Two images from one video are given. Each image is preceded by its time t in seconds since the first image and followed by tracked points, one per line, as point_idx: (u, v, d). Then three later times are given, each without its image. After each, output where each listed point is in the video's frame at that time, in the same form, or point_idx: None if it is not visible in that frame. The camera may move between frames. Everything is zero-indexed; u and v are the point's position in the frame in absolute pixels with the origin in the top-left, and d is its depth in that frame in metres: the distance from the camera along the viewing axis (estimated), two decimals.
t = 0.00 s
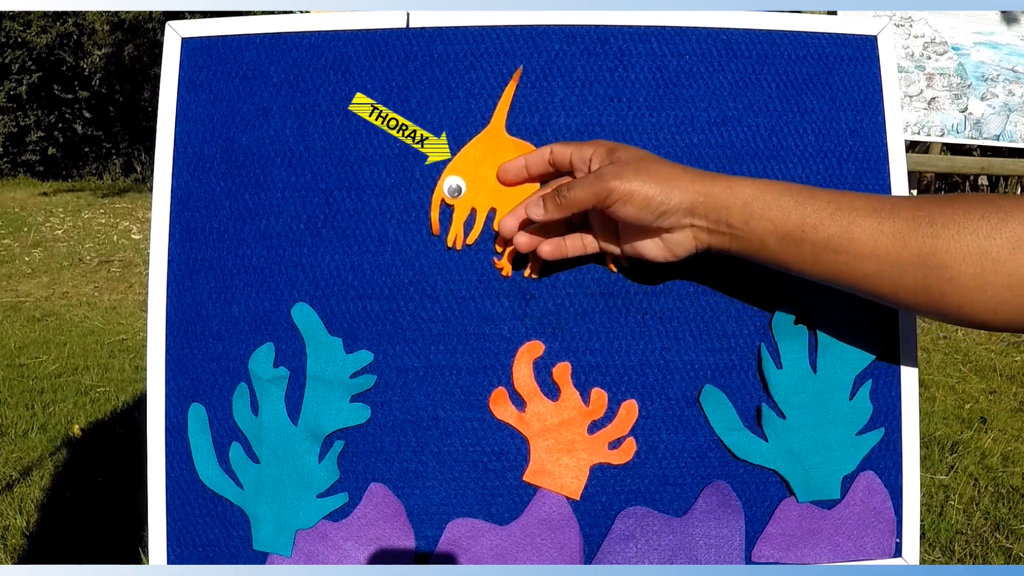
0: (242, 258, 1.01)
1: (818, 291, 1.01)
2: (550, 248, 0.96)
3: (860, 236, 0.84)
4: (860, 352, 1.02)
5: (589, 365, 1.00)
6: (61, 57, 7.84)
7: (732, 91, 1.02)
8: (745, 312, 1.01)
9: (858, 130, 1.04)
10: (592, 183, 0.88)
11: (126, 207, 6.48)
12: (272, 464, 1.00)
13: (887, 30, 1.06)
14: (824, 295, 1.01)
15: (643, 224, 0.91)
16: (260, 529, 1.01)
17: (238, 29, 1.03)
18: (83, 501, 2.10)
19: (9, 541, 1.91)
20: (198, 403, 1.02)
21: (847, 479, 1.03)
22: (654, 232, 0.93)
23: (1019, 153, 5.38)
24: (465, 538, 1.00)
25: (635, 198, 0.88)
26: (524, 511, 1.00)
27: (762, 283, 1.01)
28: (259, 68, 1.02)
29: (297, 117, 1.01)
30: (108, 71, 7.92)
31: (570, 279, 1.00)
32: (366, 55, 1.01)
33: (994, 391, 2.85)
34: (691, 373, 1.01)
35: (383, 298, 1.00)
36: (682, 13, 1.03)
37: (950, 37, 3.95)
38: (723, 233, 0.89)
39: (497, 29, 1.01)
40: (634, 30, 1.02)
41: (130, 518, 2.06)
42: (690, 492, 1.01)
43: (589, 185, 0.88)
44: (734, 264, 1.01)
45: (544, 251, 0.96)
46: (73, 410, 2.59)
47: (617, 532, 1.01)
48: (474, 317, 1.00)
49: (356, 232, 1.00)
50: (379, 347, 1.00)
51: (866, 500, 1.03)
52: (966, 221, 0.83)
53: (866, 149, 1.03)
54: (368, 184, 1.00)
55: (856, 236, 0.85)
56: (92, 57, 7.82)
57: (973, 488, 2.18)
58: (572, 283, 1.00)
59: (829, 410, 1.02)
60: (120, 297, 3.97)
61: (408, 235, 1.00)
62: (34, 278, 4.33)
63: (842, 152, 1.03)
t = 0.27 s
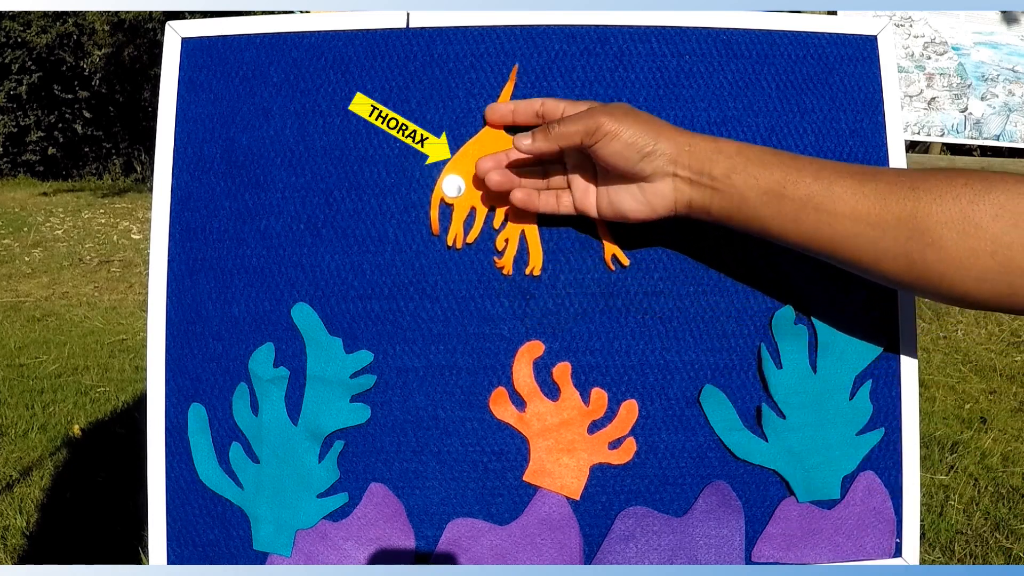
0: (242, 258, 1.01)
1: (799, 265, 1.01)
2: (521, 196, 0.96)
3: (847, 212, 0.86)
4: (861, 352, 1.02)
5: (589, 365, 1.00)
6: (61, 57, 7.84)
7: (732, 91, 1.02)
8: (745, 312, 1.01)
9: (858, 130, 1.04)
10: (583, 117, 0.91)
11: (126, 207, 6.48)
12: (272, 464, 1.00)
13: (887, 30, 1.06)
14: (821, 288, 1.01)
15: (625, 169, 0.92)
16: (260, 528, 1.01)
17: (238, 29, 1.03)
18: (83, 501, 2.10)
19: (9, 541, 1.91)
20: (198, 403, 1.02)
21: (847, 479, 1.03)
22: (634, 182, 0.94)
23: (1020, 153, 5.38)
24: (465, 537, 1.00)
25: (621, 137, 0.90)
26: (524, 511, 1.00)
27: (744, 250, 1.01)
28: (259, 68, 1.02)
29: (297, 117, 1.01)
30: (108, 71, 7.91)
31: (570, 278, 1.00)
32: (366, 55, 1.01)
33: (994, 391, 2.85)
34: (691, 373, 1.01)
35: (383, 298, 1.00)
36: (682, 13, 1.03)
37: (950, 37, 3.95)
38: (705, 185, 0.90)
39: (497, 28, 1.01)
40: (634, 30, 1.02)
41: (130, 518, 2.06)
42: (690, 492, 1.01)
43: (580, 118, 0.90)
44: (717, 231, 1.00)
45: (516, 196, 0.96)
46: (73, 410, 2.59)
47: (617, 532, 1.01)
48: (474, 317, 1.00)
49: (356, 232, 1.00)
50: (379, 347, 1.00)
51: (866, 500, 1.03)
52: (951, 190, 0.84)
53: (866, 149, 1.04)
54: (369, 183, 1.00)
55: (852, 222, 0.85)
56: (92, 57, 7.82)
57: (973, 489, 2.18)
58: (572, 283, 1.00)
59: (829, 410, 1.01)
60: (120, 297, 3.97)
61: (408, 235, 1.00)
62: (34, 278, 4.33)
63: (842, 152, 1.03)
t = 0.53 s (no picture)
0: (242, 258, 1.01)
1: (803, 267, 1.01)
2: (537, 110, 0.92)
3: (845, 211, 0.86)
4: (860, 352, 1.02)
5: (589, 365, 1.00)
6: (61, 57, 7.85)
7: (732, 91, 1.02)
8: (745, 312, 1.01)
9: (858, 130, 1.04)
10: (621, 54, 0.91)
11: (126, 207, 6.49)
12: (272, 464, 1.00)
13: (887, 30, 1.06)
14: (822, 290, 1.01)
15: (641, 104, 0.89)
16: (260, 528, 1.01)
17: (238, 29, 1.03)
18: (83, 501, 2.10)
19: (9, 541, 1.91)
20: (198, 403, 1.02)
21: (847, 479, 1.03)
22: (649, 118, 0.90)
23: (1019, 153, 5.38)
24: (465, 537, 1.00)
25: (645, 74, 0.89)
26: (524, 511, 1.00)
27: (749, 250, 1.00)
28: (259, 68, 1.02)
29: (297, 117, 1.01)
30: (108, 71, 7.90)
31: (570, 278, 1.00)
32: (366, 55, 1.01)
33: (994, 391, 2.85)
34: (691, 373, 1.01)
35: (383, 298, 1.00)
36: (682, 13, 1.03)
37: (951, 37, 3.94)
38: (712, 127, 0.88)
39: (497, 28, 1.01)
40: (634, 30, 1.02)
41: (130, 518, 2.06)
42: (690, 492, 1.01)
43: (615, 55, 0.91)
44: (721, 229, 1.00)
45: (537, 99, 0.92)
46: (73, 410, 2.59)
47: (617, 532, 1.01)
48: (474, 317, 1.00)
49: (357, 232, 1.00)
50: (379, 347, 1.00)
51: (866, 500, 1.03)
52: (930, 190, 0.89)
53: (866, 149, 1.04)
54: (369, 183, 1.00)
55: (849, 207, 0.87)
56: (92, 57, 7.82)
57: (973, 489, 2.18)
58: (572, 283, 1.00)
59: (829, 410, 1.02)
60: (120, 297, 3.97)
61: (408, 235, 1.00)
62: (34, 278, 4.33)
63: (841, 152, 1.03)
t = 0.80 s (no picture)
0: (242, 258, 1.01)
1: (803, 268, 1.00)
2: None
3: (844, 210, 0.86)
4: (860, 352, 1.02)
5: (589, 365, 1.00)
6: (61, 57, 7.85)
7: (732, 91, 1.02)
8: (745, 312, 1.01)
9: (858, 130, 1.04)
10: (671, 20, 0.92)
11: (126, 207, 6.48)
12: (273, 464, 1.00)
13: (887, 30, 1.06)
14: (821, 291, 1.01)
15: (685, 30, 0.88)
16: (260, 528, 1.01)
17: (238, 29, 1.03)
18: (83, 501, 2.10)
19: (9, 541, 1.91)
20: (198, 403, 1.02)
21: (846, 479, 1.03)
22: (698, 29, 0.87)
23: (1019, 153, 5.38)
24: (465, 537, 1.00)
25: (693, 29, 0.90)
26: (524, 511, 1.00)
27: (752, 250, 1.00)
28: (259, 68, 1.02)
29: (298, 117, 1.01)
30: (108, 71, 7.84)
31: (570, 278, 1.00)
32: (366, 55, 1.01)
33: (994, 391, 2.85)
34: (691, 373, 1.01)
35: (383, 298, 1.00)
36: (682, 13, 1.03)
37: (951, 37, 3.94)
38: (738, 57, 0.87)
39: (497, 28, 1.01)
40: (634, 30, 1.02)
41: (130, 518, 2.06)
42: (690, 492, 1.01)
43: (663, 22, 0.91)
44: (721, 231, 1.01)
45: None
46: (73, 410, 2.59)
47: (617, 532, 1.01)
48: (474, 317, 1.00)
49: (357, 232, 1.00)
50: (379, 347, 1.00)
51: (866, 500, 1.03)
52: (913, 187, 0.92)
53: (866, 149, 1.04)
54: (368, 183, 1.00)
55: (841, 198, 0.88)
56: (92, 57, 7.81)
57: (973, 488, 2.18)
58: (572, 283, 1.00)
59: (829, 410, 1.02)
60: (120, 297, 3.97)
61: (408, 235, 1.00)
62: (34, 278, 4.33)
63: (841, 152, 1.03)
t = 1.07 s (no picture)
0: (242, 258, 1.01)
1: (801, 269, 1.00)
2: None
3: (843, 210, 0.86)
4: (860, 352, 1.02)
5: (589, 365, 1.00)
6: (61, 57, 7.85)
7: (732, 91, 1.02)
8: (745, 312, 1.01)
9: (858, 130, 1.04)
10: None
11: (126, 207, 6.49)
12: (273, 464, 1.00)
13: (887, 30, 1.06)
14: (821, 292, 1.01)
15: None
16: (260, 528, 1.01)
17: (238, 29, 1.03)
18: (83, 502, 2.10)
19: (9, 541, 1.91)
20: (198, 403, 1.02)
21: (847, 479, 1.03)
22: None
23: (1019, 153, 5.38)
24: (465, 537, 1.00)
25: None
26: (524, 511, 1.00)
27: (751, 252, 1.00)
28: (259, 68, 1.02)
29: (298, 117, 1.01)
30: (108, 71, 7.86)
31: (570, 278, 1.00)
32: (366, 55, 1.01)
33: (994, 391, 2.85)
34: (691, 373, 1.01)
35: (383, 298, 1.00)
36: (682, 13, 1.03)
37: (951, 37, 3.94)
38: None
39: (497, 28, 1.01)
40: (634, 30, 1.02)
41: (130, 518, 2.06)
42: (690, 492, 1.01)
43: None
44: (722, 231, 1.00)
45: None
46: (73, 410, 2.59)
47: (617, 532, 1.01)
48: (474, 317, 1.00)
49: (357, 232, 1.00)
50: (379, 347, 1.00)
51: (866, 500, 1.03)
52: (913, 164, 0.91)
53: (866, 149, 1.04)
54: (368, 183, 1.00)
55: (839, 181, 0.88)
56: (92, 57, 7.81)
57: (973, 489, 2.18)
58: (572, 283, 1.00)
59: (829, 410, 1.02)
60: (120, 297, 3.97)
61: (408, 235, 1.00)
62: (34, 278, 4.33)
63: (841, 152, 1.03)
